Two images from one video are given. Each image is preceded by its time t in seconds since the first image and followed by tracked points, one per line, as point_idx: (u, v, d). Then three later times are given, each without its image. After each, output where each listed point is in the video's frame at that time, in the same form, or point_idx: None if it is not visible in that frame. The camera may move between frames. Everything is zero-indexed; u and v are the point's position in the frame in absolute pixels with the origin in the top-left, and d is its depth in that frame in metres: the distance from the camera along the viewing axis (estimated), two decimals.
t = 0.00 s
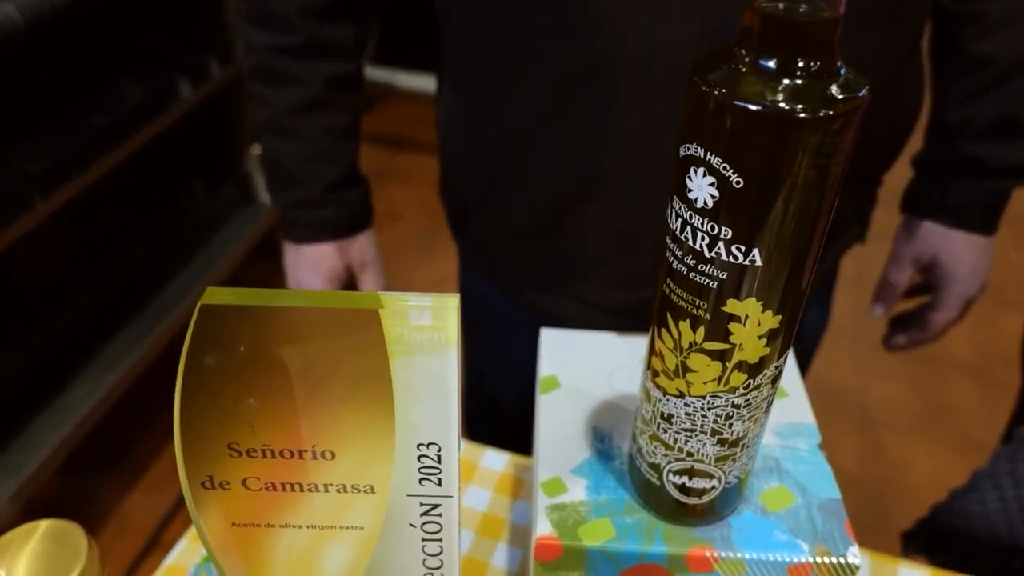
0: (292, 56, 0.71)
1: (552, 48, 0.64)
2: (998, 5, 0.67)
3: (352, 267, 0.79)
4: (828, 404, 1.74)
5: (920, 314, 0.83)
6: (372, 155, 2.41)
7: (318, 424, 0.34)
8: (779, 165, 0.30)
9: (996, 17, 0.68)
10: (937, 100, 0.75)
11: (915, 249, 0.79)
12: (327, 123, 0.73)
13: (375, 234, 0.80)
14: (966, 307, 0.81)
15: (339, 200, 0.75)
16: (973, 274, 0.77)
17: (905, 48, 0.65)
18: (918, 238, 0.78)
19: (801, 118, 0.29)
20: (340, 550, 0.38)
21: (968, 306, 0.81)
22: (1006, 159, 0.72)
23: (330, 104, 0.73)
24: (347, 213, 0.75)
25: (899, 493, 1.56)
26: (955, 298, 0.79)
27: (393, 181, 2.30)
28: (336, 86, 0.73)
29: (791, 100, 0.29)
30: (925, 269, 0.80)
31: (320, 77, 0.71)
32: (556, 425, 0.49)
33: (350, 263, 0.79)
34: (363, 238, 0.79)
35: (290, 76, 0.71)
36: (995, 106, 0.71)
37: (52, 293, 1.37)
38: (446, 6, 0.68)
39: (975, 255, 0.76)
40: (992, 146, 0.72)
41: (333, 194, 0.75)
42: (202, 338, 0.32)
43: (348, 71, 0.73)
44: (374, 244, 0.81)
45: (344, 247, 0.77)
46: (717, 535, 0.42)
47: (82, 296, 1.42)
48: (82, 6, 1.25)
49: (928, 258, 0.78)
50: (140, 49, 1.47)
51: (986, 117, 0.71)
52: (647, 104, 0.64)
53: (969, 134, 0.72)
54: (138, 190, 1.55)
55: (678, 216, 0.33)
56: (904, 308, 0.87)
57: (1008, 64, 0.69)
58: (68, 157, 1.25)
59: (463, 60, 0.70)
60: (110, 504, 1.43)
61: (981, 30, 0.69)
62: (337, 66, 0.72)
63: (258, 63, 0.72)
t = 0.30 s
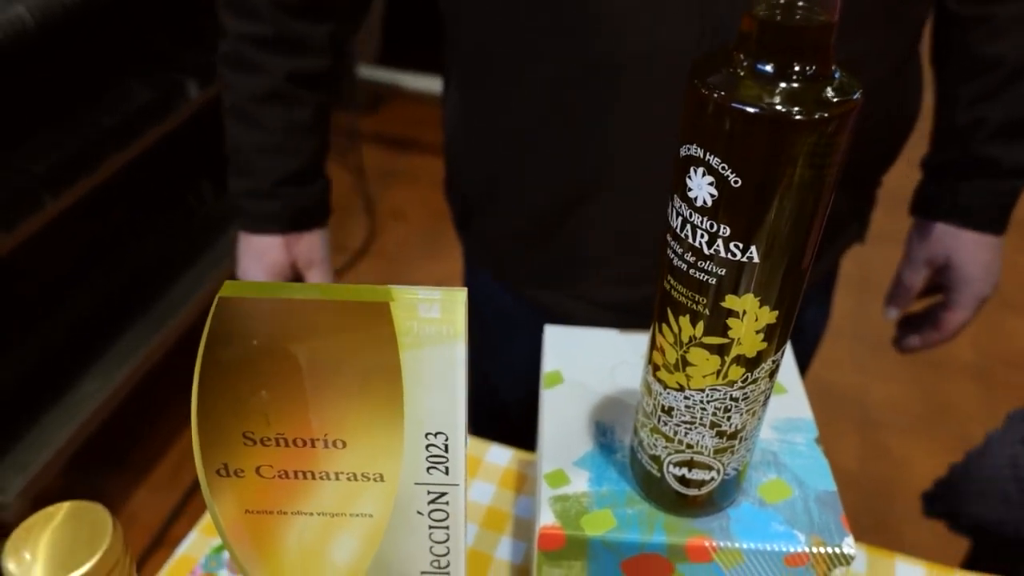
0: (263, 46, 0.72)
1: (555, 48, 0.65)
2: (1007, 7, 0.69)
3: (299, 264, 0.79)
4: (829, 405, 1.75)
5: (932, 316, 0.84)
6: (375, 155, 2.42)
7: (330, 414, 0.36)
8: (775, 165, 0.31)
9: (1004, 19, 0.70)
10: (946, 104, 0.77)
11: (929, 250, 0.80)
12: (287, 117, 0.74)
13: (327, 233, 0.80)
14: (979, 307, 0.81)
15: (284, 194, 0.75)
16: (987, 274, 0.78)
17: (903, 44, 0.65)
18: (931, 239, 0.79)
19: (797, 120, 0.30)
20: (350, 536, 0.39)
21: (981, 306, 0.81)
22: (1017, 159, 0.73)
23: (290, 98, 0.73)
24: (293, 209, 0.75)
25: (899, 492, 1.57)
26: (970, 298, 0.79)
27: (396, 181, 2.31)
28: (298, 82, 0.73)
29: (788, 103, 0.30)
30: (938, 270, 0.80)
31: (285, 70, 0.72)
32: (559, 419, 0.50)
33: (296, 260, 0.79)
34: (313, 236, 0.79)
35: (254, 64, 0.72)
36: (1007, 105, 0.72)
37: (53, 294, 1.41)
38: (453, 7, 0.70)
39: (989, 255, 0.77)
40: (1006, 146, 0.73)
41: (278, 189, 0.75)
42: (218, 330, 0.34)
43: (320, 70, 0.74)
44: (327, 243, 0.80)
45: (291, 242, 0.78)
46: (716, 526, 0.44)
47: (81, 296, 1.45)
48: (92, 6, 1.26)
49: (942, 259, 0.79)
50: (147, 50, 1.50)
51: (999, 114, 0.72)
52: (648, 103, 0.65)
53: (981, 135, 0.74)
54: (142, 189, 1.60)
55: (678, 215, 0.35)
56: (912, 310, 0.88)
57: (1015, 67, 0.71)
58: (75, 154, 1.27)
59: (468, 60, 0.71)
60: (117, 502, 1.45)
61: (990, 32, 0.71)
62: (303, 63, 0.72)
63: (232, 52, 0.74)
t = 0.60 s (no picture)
0: (276, 51, 0.73)
1: (557, 50, 0.67)
2: (990, 15, 0.71)
3: (315, 263, 0.81)
4: (828, 405, 1.77)
5: (919, 317, 0.85)
6: (379, 156, 2.44)
7: (338, 402, 0.37)
8: (763, 165, 0.33)
9: (991, 25, 0.71)
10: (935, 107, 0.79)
11: (916, 251, 0.81)
12: (302, 121, 0.76)
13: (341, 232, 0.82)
14: (964, 310, 0.82)
15: (299, 197, 0.77)
16: (970, 276, 0.79)
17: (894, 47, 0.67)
18: (918, 240, 0.81)
19: (783, 121, 0.31)
20: (358, 519, 0.41)
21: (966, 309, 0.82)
22: (1006, 162, 0.74)
23: (303, 102, 0.75)
24: (308, 211, 0.77)
25: (899, 491, 1.58)
26: (954, 300, 0.81)
27: (400, 182, 2.33)
28: (313, 85, 0.75)
29: (775, 105, 0.32)
30: (924, 271, 0.82)
31: (300, 74, 0.74)
32: (560, 410, 0.52)
33: (313, 260, 0.81)
34: (327, 236, 0.81)
35: (268, 69, 0.74)
36: (994, 109, 0.73)
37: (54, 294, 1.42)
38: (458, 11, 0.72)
39: (972, 257, 0.79)
40: (991, 150, 0.75)
41: (295, 191, 0.77)
42: (233, 321, 0.35)
43: (333, 73, 0.75)
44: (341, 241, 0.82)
45: (307, 242, 0.80)
46: (709, 513, 0.45)
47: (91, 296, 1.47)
48: (101, 9, 1.28)
49: (927, 259, 0.81)
50: (155, 50, 1.51)
51: (984, 120, 0.74)
52: (650, 104, 0.67)
53: (964, 140, 0.76)
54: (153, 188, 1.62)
55: (671, 212, 0.36)
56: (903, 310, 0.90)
57: (1003, 73, 0.72)
58: (84, 154, 1.28)
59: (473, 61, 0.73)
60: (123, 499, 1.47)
61: (978, 38, 0.72)
62: (318, 66, 0.74)
63: (245, 57, 0.75)
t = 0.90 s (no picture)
0: (308, 64, 0.76)
1: (558, 56, 0.70)
2: (952, 25, 0.76)
3: (360, 260, 0.85)
4: (827, 403, 1.80)
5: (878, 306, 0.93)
6: (385, 156, 2.47)
7: (352, 387, 0.40)
8: (744, 168, 0.36)
9: (955, 34, 0.76)
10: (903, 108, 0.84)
11: (875, 246, 0.90)
12: (342, 127, 0.79)
13: (381, 229, 0.86)
14: (919, 302, 0.91)
15: (348, 197, 0.81)
16: (924, 271, 0.87)
17: (865, 57, 0.72)
18: (876, 236, 0.90)
19: (763, 130, 0.34)
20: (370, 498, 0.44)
21: (921, 301, 0.91)
22: (957, 165, 0.82)
23: (343, 109, 0.78)
24: (354, 210, 0.81)
25: (895, 489, 1.61)
26: (908, 293, 0.89)
27: (405, 182, 2.36)
28: (353, 92, 0.78)
29: (755, 115, 0.34)
30: (883, 264, 0.90)
31: (336, 84, 0.77)
32: (558, 399, 0.55)
33: (358, 257, 0.85)
34: (370, 233, 0.85)
35: (302, 81, 0.77)
36: (955, 114, 0.80)
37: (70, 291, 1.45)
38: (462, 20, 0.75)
39: (927, 254, 0.87)
40: (941, 153, 0.83)
41: (341, 192, 0.80)
42: (258, 310, 0.38)
43: (363, 80, 0.78)
44: (381, 238, 0.86)
45: (353, 241, 0.84)
46: (698, 494, 0.48)
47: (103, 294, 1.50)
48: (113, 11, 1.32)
49: (886, 254, 0.89)
50: (167, 52, 1.54)
51: (941, 126, 0.81)
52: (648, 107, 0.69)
53: (922, 142, 0.83)
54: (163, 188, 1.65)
55: (661, 212, 0.39)
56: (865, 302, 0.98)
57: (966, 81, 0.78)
58: (96, 154, 1.32)
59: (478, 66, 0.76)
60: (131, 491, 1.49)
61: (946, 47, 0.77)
62: (351, 75, 0.77)
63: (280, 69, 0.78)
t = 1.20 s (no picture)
0: (321, 70, 0.79)
1: (559, 62, 0.73)
2: (929, 31, 0.81)
3: (372, 257, 0.88)
4: (825, 401, 1.82)
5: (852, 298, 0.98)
6: (389, 156, 2.50)
7: (359, 375, 0.43)
8: (724, 172, 0.38)
9: (928, 42, 0.81)
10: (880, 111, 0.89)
11: (848, 242, 0.93)
12: (352, 129, 0.81)
13: (392, 227, 0.89)
14: (890, 295, 0.95)
15: (360, 196, 0.83)
16: (896, 266, 0.92)
17: (851, 62, 0.75)
18: (852, 232, 0.93)
19: (740, 136, 0.37)
20: (376, 480, 0.47)
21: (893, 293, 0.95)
22: (928, 168, 0.87)
23: (353, 113, 0.81)
24: (366, 208, 0.84)
25: (891, 486, 1.63)
26: (879, 287, 0.94)
27: (409, 182, 2.39)
28: (364, 96, 0.81)
29: (734, 122, 0.37)
30: (856, 259, 0.94)
31: (348, 89, 0.80)
32: (554, 390, 0.57)
33: (370, 254, 0.87)
34: (381, 231, 0.88)
35: (317, 86, 0.80)
36: (926, 117, 0.85)
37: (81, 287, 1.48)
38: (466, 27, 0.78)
39: (899, 250, 0.91)
40: (914, 155, 0.87)
41: (355, 191, 0.83)
42: (272, 303, 0.41)
43: (373, 84, 0.81)
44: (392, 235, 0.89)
45: (364, 239, 0.86)
46: (685, 479, 0.51)
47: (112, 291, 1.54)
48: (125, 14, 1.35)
49: (858, 250, 0.93)
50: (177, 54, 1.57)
51: (914, 128, 0.86)
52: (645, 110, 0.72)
53: (897, 143, 0.87)
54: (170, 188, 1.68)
55: (648, 212, 0.42)
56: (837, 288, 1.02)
57: (936, 86, 0.83)
58: (107, 153, 1.34)
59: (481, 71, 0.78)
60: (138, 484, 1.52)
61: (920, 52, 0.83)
62: (363, 81, 0.80)
63: (294, 75, 0.81)
